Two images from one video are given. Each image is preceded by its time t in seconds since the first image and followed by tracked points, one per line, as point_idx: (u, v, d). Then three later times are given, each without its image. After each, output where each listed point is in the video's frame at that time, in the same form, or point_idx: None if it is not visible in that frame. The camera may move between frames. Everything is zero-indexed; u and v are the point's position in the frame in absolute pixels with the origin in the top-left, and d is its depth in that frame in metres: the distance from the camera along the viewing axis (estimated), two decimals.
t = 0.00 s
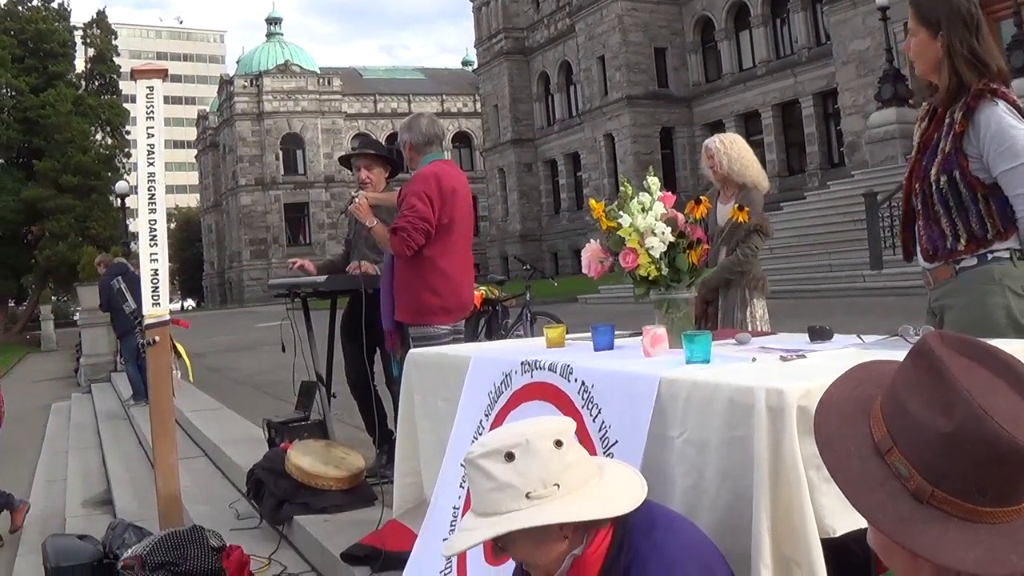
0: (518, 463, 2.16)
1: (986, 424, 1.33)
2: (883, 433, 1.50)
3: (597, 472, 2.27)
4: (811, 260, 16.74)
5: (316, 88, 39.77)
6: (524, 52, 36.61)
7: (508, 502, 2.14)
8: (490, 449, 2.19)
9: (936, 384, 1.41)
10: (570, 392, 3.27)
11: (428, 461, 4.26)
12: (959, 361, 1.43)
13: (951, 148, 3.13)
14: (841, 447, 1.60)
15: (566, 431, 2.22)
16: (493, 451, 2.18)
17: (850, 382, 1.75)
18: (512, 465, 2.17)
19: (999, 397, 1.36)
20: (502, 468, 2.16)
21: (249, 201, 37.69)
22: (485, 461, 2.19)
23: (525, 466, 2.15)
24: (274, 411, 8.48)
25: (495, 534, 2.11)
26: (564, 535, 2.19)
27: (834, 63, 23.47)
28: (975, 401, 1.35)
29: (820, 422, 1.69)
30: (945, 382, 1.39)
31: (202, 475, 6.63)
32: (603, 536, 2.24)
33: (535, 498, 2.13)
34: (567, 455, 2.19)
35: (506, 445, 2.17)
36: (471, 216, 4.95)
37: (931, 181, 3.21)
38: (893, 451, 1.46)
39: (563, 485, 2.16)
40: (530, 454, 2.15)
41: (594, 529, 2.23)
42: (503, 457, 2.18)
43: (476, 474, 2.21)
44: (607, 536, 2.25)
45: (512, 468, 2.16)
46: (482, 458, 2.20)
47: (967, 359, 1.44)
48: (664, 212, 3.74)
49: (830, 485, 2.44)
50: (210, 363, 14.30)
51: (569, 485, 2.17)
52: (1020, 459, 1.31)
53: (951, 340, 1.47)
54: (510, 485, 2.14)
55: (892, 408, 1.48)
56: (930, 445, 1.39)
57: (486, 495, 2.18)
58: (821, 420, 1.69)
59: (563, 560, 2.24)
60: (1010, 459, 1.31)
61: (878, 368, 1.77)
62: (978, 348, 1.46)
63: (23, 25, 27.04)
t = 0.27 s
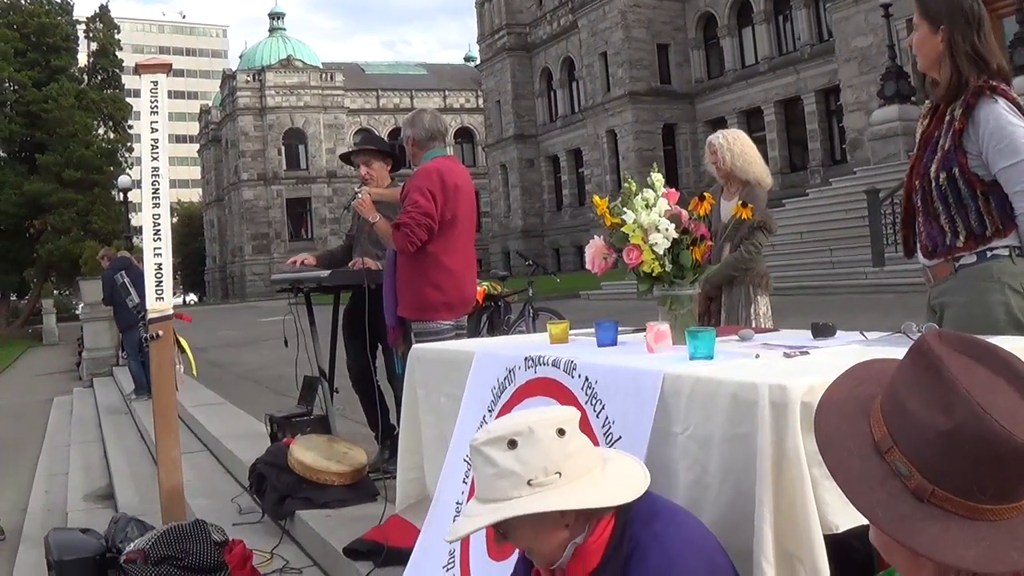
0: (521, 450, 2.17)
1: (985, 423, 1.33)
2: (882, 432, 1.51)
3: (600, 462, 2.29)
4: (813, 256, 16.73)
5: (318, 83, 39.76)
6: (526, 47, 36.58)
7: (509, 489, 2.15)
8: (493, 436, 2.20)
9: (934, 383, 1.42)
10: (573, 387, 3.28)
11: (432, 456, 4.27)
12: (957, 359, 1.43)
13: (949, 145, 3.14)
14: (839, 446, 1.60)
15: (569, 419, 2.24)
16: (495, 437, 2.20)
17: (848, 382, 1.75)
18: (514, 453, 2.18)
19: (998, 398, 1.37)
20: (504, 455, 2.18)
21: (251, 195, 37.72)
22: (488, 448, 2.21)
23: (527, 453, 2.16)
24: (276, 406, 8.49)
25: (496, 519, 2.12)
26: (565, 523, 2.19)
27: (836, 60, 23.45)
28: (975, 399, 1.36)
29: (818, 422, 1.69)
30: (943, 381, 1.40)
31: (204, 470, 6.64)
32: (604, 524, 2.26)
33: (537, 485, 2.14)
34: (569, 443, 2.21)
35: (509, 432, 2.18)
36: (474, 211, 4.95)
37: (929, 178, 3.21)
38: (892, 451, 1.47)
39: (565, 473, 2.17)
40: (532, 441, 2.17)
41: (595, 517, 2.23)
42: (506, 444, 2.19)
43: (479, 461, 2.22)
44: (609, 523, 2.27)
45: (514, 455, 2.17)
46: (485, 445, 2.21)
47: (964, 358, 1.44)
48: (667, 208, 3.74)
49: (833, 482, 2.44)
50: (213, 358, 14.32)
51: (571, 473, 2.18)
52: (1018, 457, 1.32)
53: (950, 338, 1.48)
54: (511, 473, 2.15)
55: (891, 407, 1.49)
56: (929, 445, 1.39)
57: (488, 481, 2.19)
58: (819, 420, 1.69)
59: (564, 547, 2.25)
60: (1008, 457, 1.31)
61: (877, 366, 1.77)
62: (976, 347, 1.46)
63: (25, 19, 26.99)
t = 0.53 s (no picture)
0: (521, 427, 2.22)
1: (988, 427, 1.33)
2: (881, 434, 1.51)
3: (600, 446, 2.32)
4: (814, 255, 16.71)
5: (319, 83, 39.75)
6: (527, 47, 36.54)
7: (507, 466, 2.19)
8: (494, 415, 2.25)
9: (934, 386, 1.41)
10: (575, 386, 3.28)
11: (433, 455, 4.27)
12: (958, 363, 1.43)
13: (950, 144, 3.14)
14: (840, 448, 1.59)
15: (570, 399, 2.29)
16: (497, 415, 2.24)
17: (847, 384, 1.75)
18: (514, 431, 2.22)
19: (1000, 401, 1.36)
20: (504, 432, 2.22)
21: (252, 194, 37.72)
22: (489, 427, 2.25)
23: (527, 432, 2.21)
24: (277, 405, 8.49)
25: (493, 494, 2.16)
26: (563, 503, 2.22)
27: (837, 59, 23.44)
28: (977, 402, 1.35)
29: (818, 424, 1.69)
30: (944, 383, 1.39)
31: (205, 470, 6.64)
32: (601, 509, 2.27)
33: (534, 462, 2.18)
34: (568, 423, 2.25)
35: (509, 411, 2.23)
36: (475, 211, 4.95)
37: (931, 176, 3.21)
38: (894, 453, 1.46)
39: (564, 452, 2.20)
40: (533, 418, 2.22)
41: (592, 500, 2.25)
42: (506, 423, 2.24)
43: (479, 439, 2.26)
44: (604, 510, 2.28)
45: (514, 433, 2.21)
46: (486, 425, 2.26)
47: (966, 359, 1.44)
48: (669, 208, 3.74)
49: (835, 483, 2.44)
50: (213, 357, 14.31)
51: (570, 452, 2.21)
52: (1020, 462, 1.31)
53: (949, 340, 1.48)
54: (511, 450, 2.19)
55: (889, 408, 1.49)
56: (930, 450, 1.39)
57: (487, 460, 2.22)
58: (819, 423, 1.68)
59: (559, 532, 2.26)
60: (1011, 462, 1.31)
61: (876, 368, 1.77)
62: (976, 348, 1.45)
63: (26, 18, 26.95)
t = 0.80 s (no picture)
0: (520, 412, 2.20)
1: (993, 422, 1.31)
2: (883, 429, 1.49)
3: (598, 444, 2.29)
4: (813, 252, 16.68)
5: (318, 80, 39.69)
6: (526, 43, 36.46)
7: (496, 447, 2.19)
8: (498, 392, 2.23)
9: (939, 381, 1.39)
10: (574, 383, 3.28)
11: (431, 453, 4.25)
12: (963, 357, 1.41)
13: (954, 139, 3.11)
14: (842, 443, 1.58)
15: (576, 395, 2.25)
16: (499, 396, 2.23)
17: (851, 380, 1.73)
18: (514, 413, 2.21)
19: (1005, 396, 1.35)
20: (503, 412, 2.21)
21: (251, 191, 37.68)
22: (491, 404, 2.23)
23: (525, 416, 2.19)
24: (276, 402, 8.47)
25: (477, 470, 2.17)
26: (542, 496, 2.21)
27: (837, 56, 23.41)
28: (982, 397, 1.34)
29: (821, 419, 1.67)
30: (948, 377, 1.38)
31: (203, 467, 6.62)
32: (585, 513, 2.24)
33: (522, 448, 2.17)
34: (567, 419, 2.21)
35: (513, 392, 2.20)
36: (473, 208, 4.93)
37: (934, 173, 3.19)
38: (897, 449, 1.44)
39: (556, 446, 2.18)
40: (534, 405, 2.19)
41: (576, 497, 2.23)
42: (508, 402, 2.22)
43: (478, 415, 2.26)
44: (588, 509, 2.24)
45: (511, 415, 2.20)
46: (490, 399, 2.24)
47: (970, 353, 1.42)
48: (668, 203, 3.72)
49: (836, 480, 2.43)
50: (212, 354, 14.29)
51: (563, 447, 2.19)
52: None
53: (954, 334, 1.46)
54: (505, 431, 2.18)
55: (889, 403, 1.48)
56: (934, 444, 1.37)
57: (481, 435, 2.23)
58: (822, 418, 1.67)
59: (544, 523, 2.26)
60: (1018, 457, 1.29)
61: (880, 364, 1.75)
62: (984, 343, 1.44)
63: (24, 15, 26.90)
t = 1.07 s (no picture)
0: (523, 401, 2.20)
1: (989, 417, 1.31)
2: (878, 425, 1.50)
3: (599, 442, 2.28)
4: (809, 247, 16.70)
5: (312, 75, 39.60)
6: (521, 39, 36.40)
7: (494, 434, 2.22)
8: (507, 377, 2.22)
9: (934, 377, 1.39)
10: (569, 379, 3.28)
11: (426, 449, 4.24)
12: (959, 352, 1.41)
13: (957, 134, 3.10)
14: (838, 439, 1.58)
15: (585, 395, 2.21)
16: (506, 382, 2.23)
17: (847, 375, 1.73)
18: (518, 402, 2.21)
19: (1000, 392, 1.34)
20: (508, 400, 2.22)
21: (246, 187, 37.59)
22: (500, 388, 2.24)
23: (527, 407, 2.19)
24: (271, 398, 8.46)
25: (474, 455, 2.19)
26: (532, 488, 2.23)
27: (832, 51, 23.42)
28: (978, 392, 1.33)
29: (816, 414, 1.67)
30: (944, 373, 1.38)
31: (199, 464, 6.61)
32: (578, 510, 2.26)
33: (519, 439, 2.19)
34: (571, 419, 2.19)
35: (520, 380, 2.20)
36: (468, 203, 4.92)
37: (937, 167, 3.18)
38: (893, 445, 1.44)
39: (555, 441, 2.19)
40: (538, 397, 2.18)
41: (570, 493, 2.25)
42: (514, 391, 2.22)
43: (484, 399, 2.28)
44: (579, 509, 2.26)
45: (514, 403, 2.21)
46: (499, 382, 2.24)
47: (964, 348, 1.43)
48: (663, 198, 3.72)
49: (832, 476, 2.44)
50: (207, 350, 14.26)
51: (561, 446, 2.19)
52: None
53: (951, 331, 1.46)
54: (504, 419, 2.20)
55: (885, 398, 1.48)
56: (929, 439, 1.37)
57: (483, 418, 2.26)
58: (817, 413, 1.67)
59: (540, 514, 2.29)
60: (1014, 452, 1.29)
61: (876, 360, 1.75)
62: (979, 338, 1.44)
63: (19, 11, 26.79)
